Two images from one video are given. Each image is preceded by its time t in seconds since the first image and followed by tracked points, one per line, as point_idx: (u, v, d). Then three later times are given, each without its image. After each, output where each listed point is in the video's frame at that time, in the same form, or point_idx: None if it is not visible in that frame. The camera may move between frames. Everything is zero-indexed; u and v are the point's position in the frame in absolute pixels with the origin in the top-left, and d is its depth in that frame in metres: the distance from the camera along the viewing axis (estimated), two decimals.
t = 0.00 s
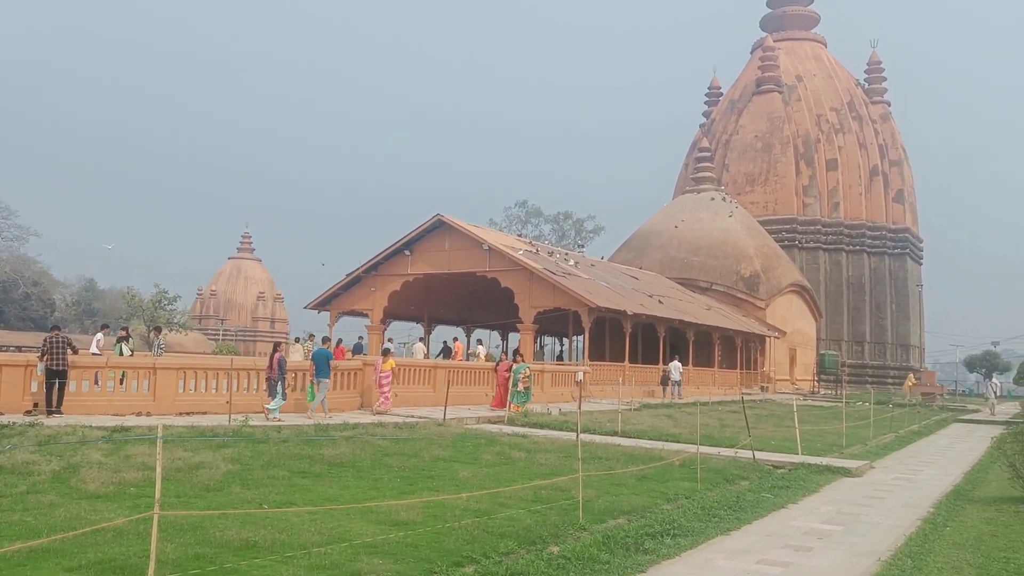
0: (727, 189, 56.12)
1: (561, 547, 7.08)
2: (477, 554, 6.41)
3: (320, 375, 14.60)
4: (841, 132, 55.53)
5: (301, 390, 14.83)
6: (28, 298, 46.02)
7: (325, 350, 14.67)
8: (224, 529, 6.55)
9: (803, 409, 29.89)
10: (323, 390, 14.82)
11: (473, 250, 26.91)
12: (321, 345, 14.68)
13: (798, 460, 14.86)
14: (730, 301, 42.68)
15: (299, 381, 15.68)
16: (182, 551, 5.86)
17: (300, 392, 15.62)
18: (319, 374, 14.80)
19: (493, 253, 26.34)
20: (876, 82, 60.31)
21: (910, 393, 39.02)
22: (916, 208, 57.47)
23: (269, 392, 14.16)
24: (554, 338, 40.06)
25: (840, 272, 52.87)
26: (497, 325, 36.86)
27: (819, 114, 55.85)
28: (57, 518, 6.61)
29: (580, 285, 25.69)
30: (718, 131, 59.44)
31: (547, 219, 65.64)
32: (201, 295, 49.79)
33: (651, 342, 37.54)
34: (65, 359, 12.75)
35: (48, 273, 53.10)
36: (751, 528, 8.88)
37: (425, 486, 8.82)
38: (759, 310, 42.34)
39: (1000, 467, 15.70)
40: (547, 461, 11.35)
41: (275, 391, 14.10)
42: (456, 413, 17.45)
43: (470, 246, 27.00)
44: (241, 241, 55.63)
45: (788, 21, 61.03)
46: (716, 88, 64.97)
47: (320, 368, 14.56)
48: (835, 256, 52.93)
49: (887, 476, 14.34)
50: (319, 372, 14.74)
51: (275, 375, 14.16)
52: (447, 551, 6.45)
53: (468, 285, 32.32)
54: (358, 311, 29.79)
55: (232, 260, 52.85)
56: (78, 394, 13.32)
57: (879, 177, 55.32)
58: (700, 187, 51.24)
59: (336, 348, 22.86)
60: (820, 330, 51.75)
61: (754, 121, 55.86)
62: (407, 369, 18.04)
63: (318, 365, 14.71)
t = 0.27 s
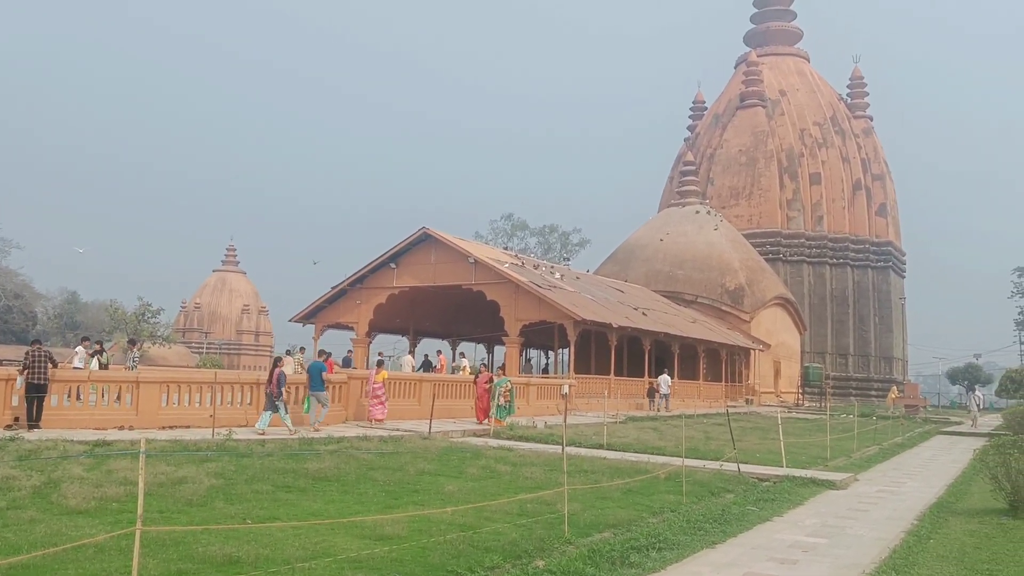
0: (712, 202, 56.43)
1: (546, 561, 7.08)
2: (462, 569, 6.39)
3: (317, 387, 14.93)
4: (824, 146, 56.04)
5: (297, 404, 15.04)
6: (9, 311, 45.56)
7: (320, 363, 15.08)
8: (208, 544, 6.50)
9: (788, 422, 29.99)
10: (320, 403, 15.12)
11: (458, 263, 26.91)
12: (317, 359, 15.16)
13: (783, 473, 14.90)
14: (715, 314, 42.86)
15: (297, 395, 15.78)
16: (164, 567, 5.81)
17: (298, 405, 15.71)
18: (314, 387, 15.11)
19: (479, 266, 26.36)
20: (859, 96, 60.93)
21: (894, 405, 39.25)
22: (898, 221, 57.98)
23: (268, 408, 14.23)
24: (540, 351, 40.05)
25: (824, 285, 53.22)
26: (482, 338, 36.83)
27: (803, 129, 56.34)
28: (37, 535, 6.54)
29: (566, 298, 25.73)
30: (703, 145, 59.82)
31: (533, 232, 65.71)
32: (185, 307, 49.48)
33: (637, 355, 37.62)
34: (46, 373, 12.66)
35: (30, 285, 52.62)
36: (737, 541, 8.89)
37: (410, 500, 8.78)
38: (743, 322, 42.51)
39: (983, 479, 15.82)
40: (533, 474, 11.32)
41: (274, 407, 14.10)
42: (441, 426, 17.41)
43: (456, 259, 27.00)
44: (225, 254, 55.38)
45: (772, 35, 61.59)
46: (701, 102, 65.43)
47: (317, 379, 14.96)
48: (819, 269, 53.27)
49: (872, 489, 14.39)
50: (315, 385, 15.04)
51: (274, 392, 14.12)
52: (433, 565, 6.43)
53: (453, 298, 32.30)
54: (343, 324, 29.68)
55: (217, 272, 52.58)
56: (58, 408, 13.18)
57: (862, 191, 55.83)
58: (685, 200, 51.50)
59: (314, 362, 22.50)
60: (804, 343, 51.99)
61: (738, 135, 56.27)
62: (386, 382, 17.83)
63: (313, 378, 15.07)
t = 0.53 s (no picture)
0: (704, 213, 56.62)
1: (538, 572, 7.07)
2: None
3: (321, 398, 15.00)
4: (816, 157, 56.34)
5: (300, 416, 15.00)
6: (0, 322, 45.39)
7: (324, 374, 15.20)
8: (198, 556, 6.47)
9: (780, 432, 30.02)
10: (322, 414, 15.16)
11: (451, 273, 26.91)
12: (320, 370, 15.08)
13: (775, 483, 14.91)
14: (707, 324, 42.94)
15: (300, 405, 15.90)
16: None
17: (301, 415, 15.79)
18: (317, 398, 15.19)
19: (472, 276, 26.37)
20: (850, 107, 61.30)
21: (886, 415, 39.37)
22: (890, 232, 58.29)
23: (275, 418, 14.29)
24: (533, 361, 40.04)
25: (816, 295, 53.40)
26: (475, 348, 36.80)
27: (794, 139, 56.64)
28: (27, 546, 6.51)
29: (558, 308, 25.77)
30: (695, 155, 60.09)
31: (525, 242, 65.79)
32: (177, 317, 49.34)
33: (630, 365, 37.65)
34: (35, 385, 12.63)
35: (20, 296, 52.39)
36: (729, 552, 8.90)
37: (402, 512, 8.76)
38: (736, 332, 42.61)
39: (974, 489, 15.88)
40: (525, 485, 11.32)
41: (283, 417, 14.16)
42: (434, 436, 17.36)
43: (449, 269, 27.01)
44: (218, 263, 55.25)
45: (763, 47, 61.97)
46: (693, 112, 65.74)
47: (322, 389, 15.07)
48: (811, 279, 53.46)
49: (864, 498, 14.43)
50: (317, 396, 15.07)
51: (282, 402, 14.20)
52: None
53: (445, 308, 32.27)
54: (335, 335, 29.63)
55: (209, 282, 52.46)
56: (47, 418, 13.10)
57: (853, 201, 56.15)
58: (677, 210, 51.65)
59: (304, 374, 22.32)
60: (796, 352, 52.10)
61: (730, 146, 56.52)
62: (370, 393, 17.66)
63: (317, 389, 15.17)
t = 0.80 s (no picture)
0: (698, 221, 56.74)
1: None
2: None
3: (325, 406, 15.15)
4: (809, 165, 56.58)
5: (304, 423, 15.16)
6: None
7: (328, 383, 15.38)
8: (190, 565, 6.45)
9: (774, 440, 30.04)
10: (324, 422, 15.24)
11: (445, 281, 26.92)
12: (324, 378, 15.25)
13: (769, 490, 14.92)
14: (701, 332, 43.01)
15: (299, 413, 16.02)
16: None
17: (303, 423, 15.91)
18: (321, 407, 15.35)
19: (466, 283, 26.37)
20: (842, 116, 61.59)
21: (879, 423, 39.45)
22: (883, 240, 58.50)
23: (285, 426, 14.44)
24: (527, 369, 40.02)
25: (809, 302, 53.53)
26: (469, 356, 36.78)
27: (787, 148, 56.89)
28: (18, 555, 6.48)
29: (553, 316, 25.78)
30: (688, 163, 60.30)
31: (519, 249, 65.81)
32: (170, 325, 49.19)
33: (624, 373, 37.66)
34: (27, 394, 12.56)
35: (13, 304, 52.18)
36: (723, 560, 8.90)
37: (396, 520, 8.75)
38: (730, 340, 42.66)
39: (967, 497, 15.92)
40: (519, 493, 11.30)
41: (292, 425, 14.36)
42: (428, 445, 17.32)
43: (443, 277, 27.02)
44: (211, 272, 55.09)
45: (756, 55, 62.26)
46: (686, 121, 65.95)
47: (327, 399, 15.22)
48: (804, 287, 53.60)
49: (858, 506, 14.43)
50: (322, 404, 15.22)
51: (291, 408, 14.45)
52: None
53: (439, 316, 32.24)
54: (329, 342, 29.59)
55: (202, 290, 52.33)
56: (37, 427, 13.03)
57: (846, 209, 56.36)
58: (671, 218, 51.77)
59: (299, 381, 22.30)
60: (790, 360, 52.17)
61: (724, 154, 56.69)
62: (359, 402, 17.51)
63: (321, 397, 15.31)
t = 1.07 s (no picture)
0: (674, 224, 57.07)
1: None
2: None
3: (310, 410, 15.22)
4: (784, 169, 57.13)
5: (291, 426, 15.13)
6: None
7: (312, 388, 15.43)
8: (164, 571, 6.40)
9: (750, 442, 30.28)
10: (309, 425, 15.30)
11: (422, 283, 26.87)
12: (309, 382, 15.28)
13: (744, 492, 15.03)
14: (678, 335, 43.25)
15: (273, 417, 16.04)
16: None
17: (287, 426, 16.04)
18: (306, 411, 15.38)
19: (443, 287, 26.34)
20: (817, 121, 62.26)
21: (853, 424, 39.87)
22: (857, 244, 59.18)
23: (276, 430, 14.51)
24: (504, 372, 40.03)
25: (784, 305, 54.01)
26: (446, 359, 36.72)
27: (762, 152, 57.41)
28: None
29: (529, 319, 25.81)
30: (665, 167, 60.69)
31: (496, 253, 65.82)
32: (144, 329, 48.67)
33: (601, 375, 37.78)
34: None
35: None
36: (699, 561, 8.96)
37: (372, 524, 8.72)
38: (706, 343, 42.95)
39: (939, 498, 16.15)
40: (495, 496, 11.30)
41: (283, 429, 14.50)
42: (404, 448, 17.29)
43: (420, 280, 26.98)
44: (186, 274, 54.58)
45: (731, 60, 62.80)
46: (663, 125, 66.34)
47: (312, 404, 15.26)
48: (780, 290, 54.08)
49: (831, 507, 14.59)
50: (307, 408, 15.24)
51: (282, 414, 14.52)
52: None
53: (416, 319, 32.17)
54: (305, 346, 29.41)
55: (177, 293, 51.83)
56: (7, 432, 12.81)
57: (821, 214, 56.96)
58: (647, 222, 52.03)
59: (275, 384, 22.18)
60: (766, 363, 52.60)
61: (700, 158, 57.08)
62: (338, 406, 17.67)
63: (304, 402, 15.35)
